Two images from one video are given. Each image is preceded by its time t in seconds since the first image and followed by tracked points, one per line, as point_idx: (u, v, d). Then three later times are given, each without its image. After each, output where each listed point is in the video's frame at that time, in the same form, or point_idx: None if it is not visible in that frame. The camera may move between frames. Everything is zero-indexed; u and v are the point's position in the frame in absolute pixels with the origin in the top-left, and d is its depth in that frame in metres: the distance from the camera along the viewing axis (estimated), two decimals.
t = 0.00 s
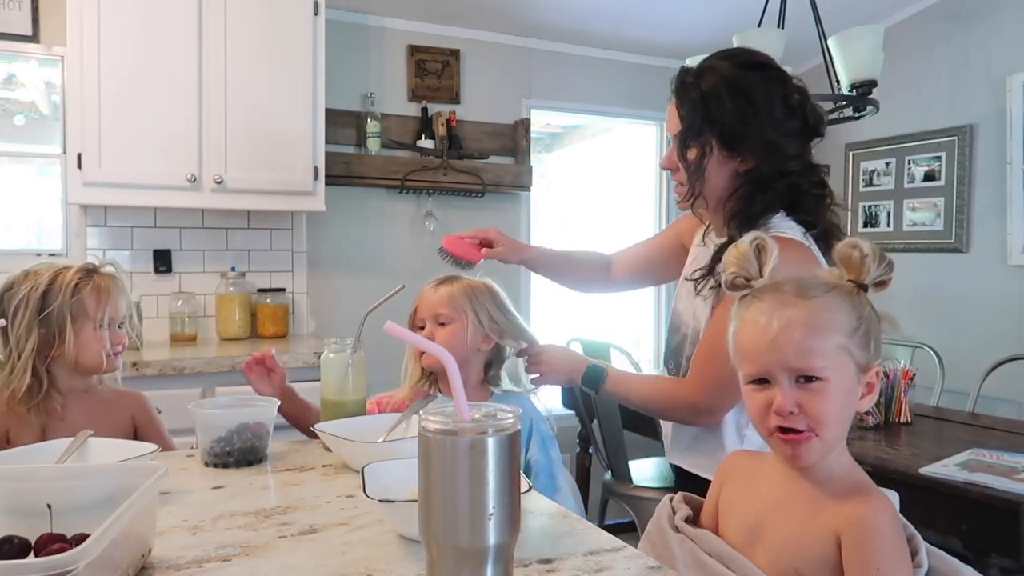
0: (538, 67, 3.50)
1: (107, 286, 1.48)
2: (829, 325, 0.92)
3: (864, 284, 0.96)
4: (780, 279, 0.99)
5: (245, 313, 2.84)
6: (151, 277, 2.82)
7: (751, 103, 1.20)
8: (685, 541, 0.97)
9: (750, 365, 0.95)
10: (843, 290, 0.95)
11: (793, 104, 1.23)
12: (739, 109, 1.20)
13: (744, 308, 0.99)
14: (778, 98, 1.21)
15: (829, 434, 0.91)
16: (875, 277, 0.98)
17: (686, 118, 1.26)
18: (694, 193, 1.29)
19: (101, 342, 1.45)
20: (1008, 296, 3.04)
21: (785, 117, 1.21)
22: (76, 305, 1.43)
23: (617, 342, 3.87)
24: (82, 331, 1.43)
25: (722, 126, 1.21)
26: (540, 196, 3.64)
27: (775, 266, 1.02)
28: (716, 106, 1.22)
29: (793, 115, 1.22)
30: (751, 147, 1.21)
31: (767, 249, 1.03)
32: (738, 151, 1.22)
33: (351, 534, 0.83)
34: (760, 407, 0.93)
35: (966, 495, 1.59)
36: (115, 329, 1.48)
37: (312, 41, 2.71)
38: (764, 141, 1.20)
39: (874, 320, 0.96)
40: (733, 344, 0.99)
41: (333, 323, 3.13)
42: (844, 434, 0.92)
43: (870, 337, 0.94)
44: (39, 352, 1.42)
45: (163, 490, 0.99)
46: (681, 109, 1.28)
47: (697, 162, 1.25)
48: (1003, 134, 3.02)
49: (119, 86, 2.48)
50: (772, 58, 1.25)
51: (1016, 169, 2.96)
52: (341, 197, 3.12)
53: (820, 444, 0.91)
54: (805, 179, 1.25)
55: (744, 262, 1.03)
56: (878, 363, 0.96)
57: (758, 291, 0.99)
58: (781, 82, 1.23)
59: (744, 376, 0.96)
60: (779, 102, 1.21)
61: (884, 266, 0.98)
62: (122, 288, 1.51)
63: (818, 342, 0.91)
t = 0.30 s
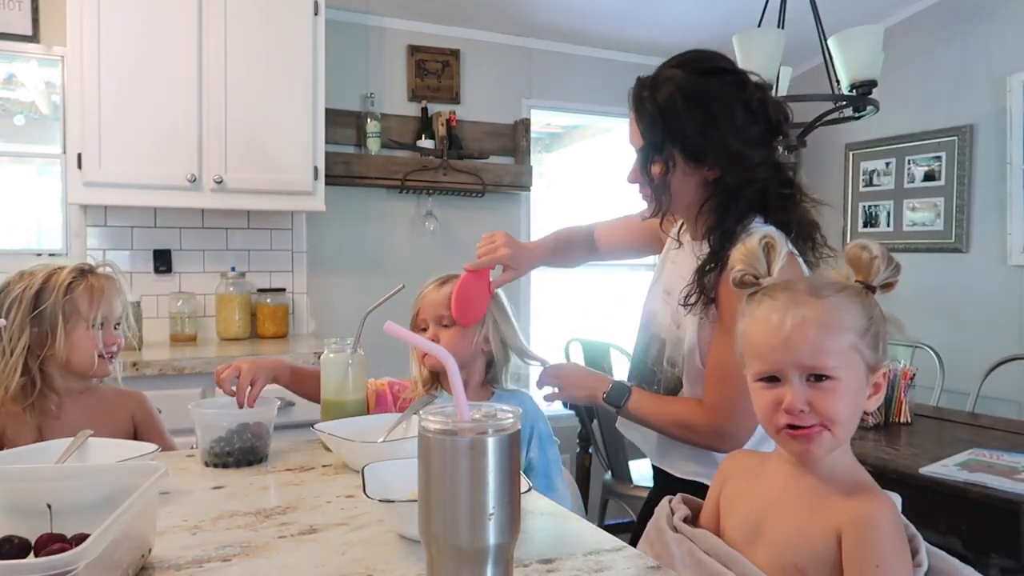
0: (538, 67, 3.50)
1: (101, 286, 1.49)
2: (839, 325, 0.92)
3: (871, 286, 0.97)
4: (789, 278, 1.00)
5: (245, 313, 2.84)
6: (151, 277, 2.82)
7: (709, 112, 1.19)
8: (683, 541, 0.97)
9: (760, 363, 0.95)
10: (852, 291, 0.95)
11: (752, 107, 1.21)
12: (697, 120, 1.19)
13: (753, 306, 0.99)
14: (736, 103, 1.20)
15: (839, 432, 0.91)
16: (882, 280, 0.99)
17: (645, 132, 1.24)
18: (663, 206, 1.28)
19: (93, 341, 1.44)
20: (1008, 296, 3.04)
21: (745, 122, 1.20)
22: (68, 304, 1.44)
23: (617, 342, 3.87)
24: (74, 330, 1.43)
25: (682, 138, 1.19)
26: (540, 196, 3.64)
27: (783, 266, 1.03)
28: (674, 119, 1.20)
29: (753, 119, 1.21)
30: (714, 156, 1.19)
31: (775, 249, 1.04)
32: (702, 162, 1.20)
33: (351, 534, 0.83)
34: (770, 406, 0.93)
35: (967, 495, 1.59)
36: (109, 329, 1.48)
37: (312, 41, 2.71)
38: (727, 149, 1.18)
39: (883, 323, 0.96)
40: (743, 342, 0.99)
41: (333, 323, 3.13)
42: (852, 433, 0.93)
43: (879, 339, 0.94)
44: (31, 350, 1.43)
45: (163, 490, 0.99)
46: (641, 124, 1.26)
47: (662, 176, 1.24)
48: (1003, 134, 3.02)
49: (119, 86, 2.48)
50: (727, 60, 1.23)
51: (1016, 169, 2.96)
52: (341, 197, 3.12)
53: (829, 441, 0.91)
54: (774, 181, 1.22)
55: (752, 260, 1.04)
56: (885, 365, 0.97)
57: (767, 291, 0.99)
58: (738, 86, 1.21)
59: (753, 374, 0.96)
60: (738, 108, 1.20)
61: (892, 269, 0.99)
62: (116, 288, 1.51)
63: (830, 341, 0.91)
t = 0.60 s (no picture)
0: (538, 67, 3.50)
1: (103, 284, 1.48)
2: (841, 324, 0.92)
3: (869, 282, 0.96)
4: (786, 279, 1.00)
5: (245, 313, 2.84)
6: (151, 277, 2.82)
7: (688, 120, 1.20)
8: (684, 542, 0.96)
9: (764, 367, 0.95)
10: (851, 289, 0.95)
11: (728, 116, 1.23)
12: (676, 127, 1.20)
13: (755, 311, 1.00)
14: (712, 112, 1.22)
15: (847, 431, 0.91)
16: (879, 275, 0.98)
17: (626, 141, 1.25)
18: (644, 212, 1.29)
19: (94, 340, 1.44)
20: (1008, 296, 3.03)
21: (722, 129, 1.22)
22: (70, 303, 1.44)
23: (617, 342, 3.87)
24: (74, 328, 1.43)
25: (662, 146, 1.21)
26: (540, 196, 3.64)
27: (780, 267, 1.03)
28: (654, 127, 1.21)
29: (729, 127, 1.23)
30: (694, 163, 1.20)
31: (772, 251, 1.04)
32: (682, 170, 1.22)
33: (351, 534, 0.83)
34: (776, 408, 0.94)
35: (966, 495, 1.59)
36: (110, 327, 1.47)
37: (312, 41, 2.70)
38: (706, 156, 1.20)
39: (884, 318, 0.96)
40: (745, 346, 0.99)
41: (333, 322, 3.13)
42: (859, 431, 0.92)
43: (881, 334, 0.94)
44: (33, 347, 1.42)
45: (163, 489, 0.99)
46: (621, 134, 1.27)
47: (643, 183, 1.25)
48: (1003, 134, 3.02)
49: (119, 87, 2.48)
50: (703, 71, 1.25)
51: (1016, 169, 2.96)
52: (341, 197, 3.12)
53: (838, 440, 0.91)
54: (750, 185, 1.24)
55: (750, 265, 1.04)
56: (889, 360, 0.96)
57: (766, 295, 0.99)
58: (714, 96, 1.23)
59: (758, 379, 0.96)
60: (715, 116, 1.22)
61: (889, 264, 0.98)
62: (118, 286, 1.51)
63: (833, 341, 0.91)
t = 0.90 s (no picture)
0: (538, 67, 3.50)
1: (88, 294, 1.45)
2: (836, 324, 0.93)
3: (859, 278, 0.97)
4: (777, 282, 1.00)
5: (245, 312, 2.84)
6: (151, 277, 2.82)
7: (676, 127, 1.37)
8: (685, 542, 0.96)
9: (762, 371, 0.95)
10: (844, 289, 0.96)
11: (709, 126, 1.41)
12: (666, 132, 1.37)
13: (748, 314, 0.99)
14: (696, 121, 1.39)
15: (847, 431, 0.91)
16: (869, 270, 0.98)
17: (622, 144, 1.41)
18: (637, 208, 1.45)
19: (71, 349, 1.42)
20: (1008, 296, 3.03)
21: (704, 137, 1.39)
22: (54, 306, 1.44)
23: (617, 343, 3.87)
24: (54, 334, 1.43)
25: (654, 148, 1.37)
26: (540, 196, 3.64)
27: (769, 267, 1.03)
28: (647, 132, 1.38)
29: (710, 135, 1.40)
30: (681, 163, 1.38)
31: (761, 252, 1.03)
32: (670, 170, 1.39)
33: (351, 534, 0.83)
34: (776, 411, 0.93)
35: (966, 495, 1.59)
36: (91, 339, 1.44)
37: (312, 41, 2.71)
38: (691, 159, 1.38)
39: (877, 314, 0.96)
40: (741, 349, 0.99)
41: (333, 323, 3.13)
42: (858, 430, 0.93)
43: (875, 331, 0.95)
44: (20, 345, 1.44)
45: (163, 489, 0.99)
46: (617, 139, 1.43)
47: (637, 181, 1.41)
48: (1003, 134, 3.02)
49: (120, 87, 2.48)
50: (685, 88, 1.43)
51: (1016, 168, 2.96)
52: (341, 197, 3.11)
53: (838, 441, 0.91)
54: (727, 186, 1.41)
55: (739, 268, 1.03)
56: (885, 356, 0.97)
57: (759, 299, 0.99)
58: (696, 108, 1.41)
59: (756, 382, 0.96)
60: (698, 125, 1.39)
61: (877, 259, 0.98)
62: (106, 297, 1.46)
63: (829, 341, 0.92)
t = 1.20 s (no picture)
0: (538, 67, 3.50)
1: (57, 308, 1.37)
2: (843, 323, 0.93)
3: (864, 278, 0.97)
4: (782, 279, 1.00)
5: (245, 313, 2.85)
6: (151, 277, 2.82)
7: (663, 131, 1.53)
8: (687, 544, 0.96)
9: (769, 370, 0.94)
10: (849, 289, 0.96)
11: (686, 132, 1.58)
12: (655, 134, 1.53)
13: (755, 312, 1.00)
14: (677, 126, 1.56)
15: (854, 431, 0.91)
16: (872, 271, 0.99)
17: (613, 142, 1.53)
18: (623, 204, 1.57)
19: (40, 356, 1.37)
20: (1008, 296, 3.03)
21: (684, 142, 1.57)
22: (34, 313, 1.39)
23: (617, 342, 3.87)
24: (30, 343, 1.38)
25: (643, 148, 1.52)
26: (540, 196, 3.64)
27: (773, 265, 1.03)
28: (638, 133, 1.52)
29: (688, 140, 1.57)
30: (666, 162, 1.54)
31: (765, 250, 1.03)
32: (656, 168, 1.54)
33: (351, 534, 0.83)
34: (782, 411, 0.93)
35: (966, 495, 1.59)
36: (62, 353, 1.37)
37: (312, 41, 2.71)
38: (674, 159, 1.54)
39: (883, 315, 0.97)
40: (747, 348, 0.99)
41: (333, 323, 3.13)
42: (863, 430, 0.93)
43: (880, 332, 0.95)
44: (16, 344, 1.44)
45: (163, 489, 0.99)
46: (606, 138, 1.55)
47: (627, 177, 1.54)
48: (1003, 134, 3.02)
49: (121, 88, 2.48)
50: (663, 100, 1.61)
51: (1016, 168, 2.96)
52: (341, 197, 3.11)
53: (844, 441, 0.92)
54: (698, 188, 1.60)
55: (744, 265, 1.03)
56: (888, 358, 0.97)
57: (766, 296, 0.99)
58: (676, 116, 1.58)
59: (761, 381, 0.96)
60: (679, 130, 1.56)
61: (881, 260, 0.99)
62: (85, 316, 1.37)
63: (838, 340, 0.92)
